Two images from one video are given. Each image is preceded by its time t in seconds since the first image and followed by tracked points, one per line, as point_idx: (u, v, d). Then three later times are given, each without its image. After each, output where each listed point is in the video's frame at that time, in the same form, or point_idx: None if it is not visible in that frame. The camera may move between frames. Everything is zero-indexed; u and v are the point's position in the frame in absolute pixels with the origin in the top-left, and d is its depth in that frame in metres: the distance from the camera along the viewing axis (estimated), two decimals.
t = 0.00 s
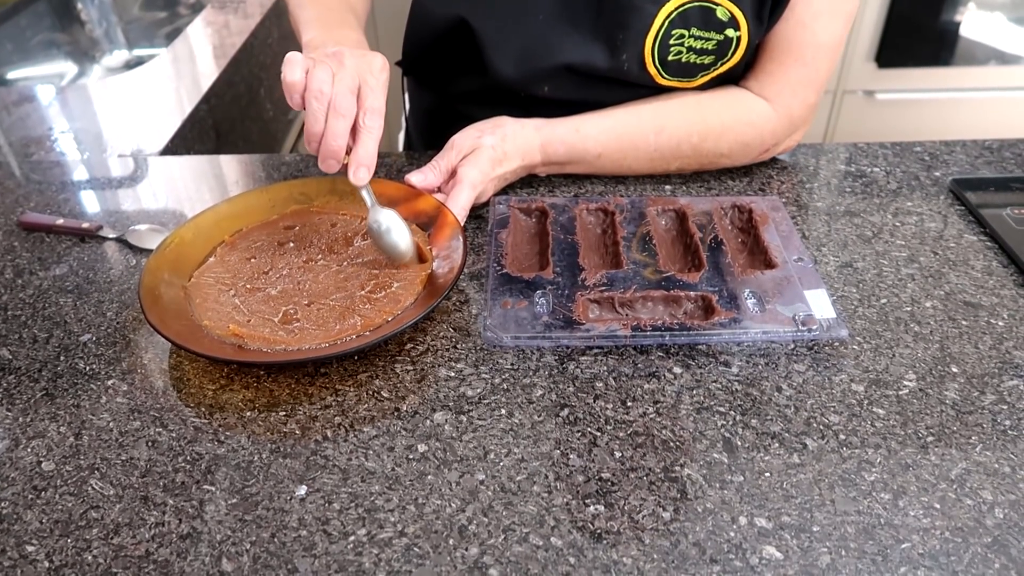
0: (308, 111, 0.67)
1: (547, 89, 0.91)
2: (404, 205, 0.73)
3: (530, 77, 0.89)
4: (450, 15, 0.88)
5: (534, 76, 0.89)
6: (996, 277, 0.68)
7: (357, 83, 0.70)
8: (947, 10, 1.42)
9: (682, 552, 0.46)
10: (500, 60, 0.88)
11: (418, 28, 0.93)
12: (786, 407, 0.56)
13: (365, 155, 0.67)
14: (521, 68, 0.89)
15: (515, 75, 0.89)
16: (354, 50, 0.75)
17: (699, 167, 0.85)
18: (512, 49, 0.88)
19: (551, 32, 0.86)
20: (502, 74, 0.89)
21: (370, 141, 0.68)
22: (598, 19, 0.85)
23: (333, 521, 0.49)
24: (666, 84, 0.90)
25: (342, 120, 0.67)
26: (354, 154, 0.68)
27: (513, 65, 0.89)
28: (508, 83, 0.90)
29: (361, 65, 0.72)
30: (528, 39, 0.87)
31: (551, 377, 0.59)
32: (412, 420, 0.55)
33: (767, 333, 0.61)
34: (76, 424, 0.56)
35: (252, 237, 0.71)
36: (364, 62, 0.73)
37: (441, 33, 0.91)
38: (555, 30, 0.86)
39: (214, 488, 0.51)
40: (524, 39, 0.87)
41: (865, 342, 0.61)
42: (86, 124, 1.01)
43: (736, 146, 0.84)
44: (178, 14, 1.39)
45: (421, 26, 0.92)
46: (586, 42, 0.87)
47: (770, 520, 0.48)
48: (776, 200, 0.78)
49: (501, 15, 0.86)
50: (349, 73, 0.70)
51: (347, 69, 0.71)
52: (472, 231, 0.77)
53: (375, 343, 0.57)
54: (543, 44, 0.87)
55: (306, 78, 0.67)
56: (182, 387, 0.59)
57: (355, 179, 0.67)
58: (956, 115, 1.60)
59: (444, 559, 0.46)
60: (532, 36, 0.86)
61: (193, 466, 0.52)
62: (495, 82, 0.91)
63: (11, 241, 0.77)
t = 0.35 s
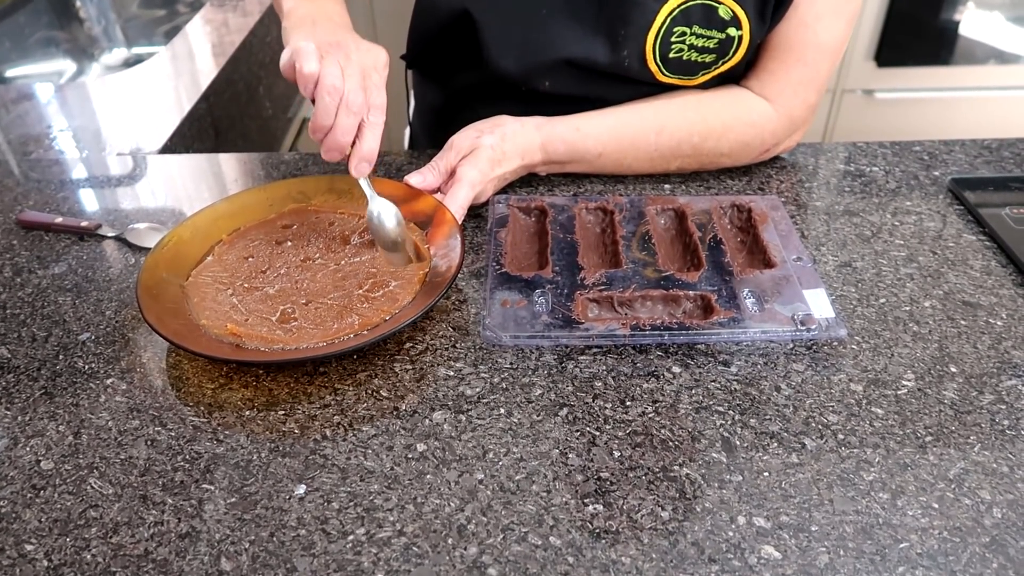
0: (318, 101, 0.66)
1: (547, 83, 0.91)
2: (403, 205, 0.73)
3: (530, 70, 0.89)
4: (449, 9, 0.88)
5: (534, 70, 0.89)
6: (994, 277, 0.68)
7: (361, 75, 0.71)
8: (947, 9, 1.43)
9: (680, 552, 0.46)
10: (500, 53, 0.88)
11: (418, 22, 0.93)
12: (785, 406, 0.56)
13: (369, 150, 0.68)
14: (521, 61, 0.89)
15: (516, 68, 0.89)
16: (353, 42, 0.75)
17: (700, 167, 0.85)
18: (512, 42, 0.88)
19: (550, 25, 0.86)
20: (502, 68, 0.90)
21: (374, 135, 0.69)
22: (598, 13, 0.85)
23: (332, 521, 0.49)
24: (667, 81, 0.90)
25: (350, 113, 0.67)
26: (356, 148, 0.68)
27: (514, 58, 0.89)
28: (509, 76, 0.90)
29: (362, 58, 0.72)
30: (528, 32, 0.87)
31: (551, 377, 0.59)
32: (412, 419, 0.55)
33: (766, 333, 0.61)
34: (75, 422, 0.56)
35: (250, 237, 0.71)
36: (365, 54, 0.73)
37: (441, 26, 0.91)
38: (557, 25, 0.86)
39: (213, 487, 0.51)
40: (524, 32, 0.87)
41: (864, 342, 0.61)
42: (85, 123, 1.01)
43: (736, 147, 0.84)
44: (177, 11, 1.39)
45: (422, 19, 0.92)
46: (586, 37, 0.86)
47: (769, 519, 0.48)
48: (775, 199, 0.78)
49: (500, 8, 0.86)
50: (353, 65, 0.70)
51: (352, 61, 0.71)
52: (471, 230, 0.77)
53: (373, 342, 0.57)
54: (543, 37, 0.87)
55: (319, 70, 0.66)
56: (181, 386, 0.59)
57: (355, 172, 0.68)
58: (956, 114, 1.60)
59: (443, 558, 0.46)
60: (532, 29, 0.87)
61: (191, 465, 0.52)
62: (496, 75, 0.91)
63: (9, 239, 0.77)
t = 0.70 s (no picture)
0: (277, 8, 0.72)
1: (551, 83, 0.91)
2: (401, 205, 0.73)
3: (535, 69, 0.90)
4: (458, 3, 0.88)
5: (540, 69, 0.90)
6: (993, 276, 0.68)
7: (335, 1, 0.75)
8: (944, 10, 1.43)
9: (678, 551, 0.46)
10: (506, 51, 0.89)
11: (426, 17, 0.93)
12: (783, 405, 0.55)
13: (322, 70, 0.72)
14: (527, 60, 0.89)
15: (521, 66, 0.90)
16: None
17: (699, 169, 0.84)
18: (519, 41, 0.88)
19: (557, 26, 0.87)
20: (508, 64, 0.90)
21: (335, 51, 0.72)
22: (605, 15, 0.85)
23: (329, 520, 0.48)
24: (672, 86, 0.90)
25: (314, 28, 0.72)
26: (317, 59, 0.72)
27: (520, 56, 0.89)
28: (514, 75, 0.91)
29: None
30: (534, 31, 0.87)
31: (549, 376, 0.59)
32: (410, 418, 0.55)
33: (764, 333, 0.61)
34: (72, 422, 0.56)
35: (247, 236, 0.71)
36: None
37: (449, 21, 0.91)
38: (566, 22, 0.87)
39: (210, 486, 0.51)
40: (531, 31, 0.87)
41: (862, 341, 0.61)
42: (83, 122, 1.01)
43: (738, 152, 0.83)
44: (175, 11, 1.39)
45: (430, 13, 0.92)
46: (593, 39, 0.87)
47: (767, 518, 0.48)
48: (776, 200, 0.78)
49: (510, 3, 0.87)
50: None
51: None
52: (469, 228, 0.76)
53: (371, 342, 0.57)
54: (549, 37, 0.87)
55: None
56: (178, 385, 0.59)
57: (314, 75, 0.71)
58: (955, 114, 1.60)
59: (440, 557, 0.46)
60: (539, 28, 0.87)
61: (189, 464, 0.52)
62: (501, 74, 0.91)
63: (7, 238, 0.77)
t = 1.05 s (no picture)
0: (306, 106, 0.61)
1: (552, 99, 0.91)
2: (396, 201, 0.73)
3: (536, 86, 0.90)
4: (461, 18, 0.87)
5: (540, 86, 0.90)
6: (992, 281, 0.68)
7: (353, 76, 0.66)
8: (942, 14, 1.44)
9: (678, 556, 0.46)
10: (507, 69, 0.89)
11: (428, 29, 0.92)
12: (782, 410, 0.56)
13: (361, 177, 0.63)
14: (528, 78, 0.89)
15: (522, 83, 0.90)
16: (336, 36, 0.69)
17: (698, 176, 0.85)
18: (520, 60, 0.88)
19: (557, 46, 0.86)
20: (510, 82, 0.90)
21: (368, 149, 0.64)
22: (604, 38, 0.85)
23: (329, 526, 0.48)
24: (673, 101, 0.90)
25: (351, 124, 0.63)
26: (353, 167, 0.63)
27: (520, 74, 0.89)
28: (515, 92, 0.91)
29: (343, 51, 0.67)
30: (535, 51, 0.87)
31: (548, 381, 0.59)
32: (409, 424, 0.55)
33: (763, 338, 0.61)
34: (72, 428, 0.56)
35: (247, 241, 0.71)
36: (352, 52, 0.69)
37: (452, 36, 0.90)
38: (566, 42, 0.86)
39: (210, 492, 0.51)
40: (532, 51, 0.87)
41: (862, 346, 0.61)
42: (83, 127, 1.01)
43: (737, 161, 0.84)
44: (175, 16, 1.39)
45: (431, 26, 0.91)
46: (593, 60, 0.86)
47: (767, 524, 0.48)
48: (775, 204, 0.78)
49: (512, 23, 0.86)
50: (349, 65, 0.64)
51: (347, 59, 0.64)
52: (468, 234, 0.76)
53: (370, 347, 0.57)
54: (549, 56, 0.87)
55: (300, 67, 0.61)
56: (178, 391, 0.59)
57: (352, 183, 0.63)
58: (954, 118, 1.60)
59: (440, 563, 0.46)
60: (539, 48, 0.87)
61: (188, 470, 0.52)
62: (503, 90, 0.91)
63: (7, 244, 0.77)
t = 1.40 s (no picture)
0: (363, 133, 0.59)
1: (551, 106, 0.91)
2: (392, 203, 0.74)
3: (536, 93, 0.90)
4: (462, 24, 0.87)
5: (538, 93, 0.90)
6: (991, 285, 0.68)
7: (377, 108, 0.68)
8: (941, 17, 1.44)
9: (679, 560, 0.46)
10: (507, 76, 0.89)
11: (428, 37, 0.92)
12: (783, 414, 0.56)
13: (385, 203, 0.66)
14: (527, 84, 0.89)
15: (521, 90, 0.90)
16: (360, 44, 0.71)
17: (698, 181, 0.85)
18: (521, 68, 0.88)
19: (557, 53, 0.87)
20: (510, 89, 0.90)
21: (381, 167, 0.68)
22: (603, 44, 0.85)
23: (329, 530, 0.48)
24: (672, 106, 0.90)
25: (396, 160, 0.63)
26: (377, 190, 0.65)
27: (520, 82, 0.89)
28: (515, 99, 0.91)
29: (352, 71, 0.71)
30: (535, 58, 0.87)
31: (548, 385, 0.59)
32: (410, 427, 0.55)
33: (763, 342, 0.61)
34: (72, 431, 0.56)
35: (246, 245, 0.71)
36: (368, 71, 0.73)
37: (452, 42, 0.90)
38: (567, 49, 0.86)
39: (210, 496, 0.51)
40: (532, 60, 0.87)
41: (862, 349, 0.61)
42: (83, 130, 1.01)
43: (738, 167, 0.83)
44: (175, 19, 1.40)
45: (432, 32, 0.91)
46: (592, 68, 0.87)
47: (767, 528, 0.48)
48: (774, 207, 0.78)
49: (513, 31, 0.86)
50: (398, 96, 0.63)
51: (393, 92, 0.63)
52: (468, 237, 0.76)
53: (369, 350, 0.57)
54: (549, 63, 0.87)
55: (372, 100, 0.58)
56: (178, 394, 0.59)
57: (377, 204, 0.66)
58: (953, 121, 1.60)
59: (440, 567, 0.46)
60: (539, 56, 0.87)
61: (188, 474, 0.52)
62: (503, 97, 0.91)
63: (7, 247, 0.77)
